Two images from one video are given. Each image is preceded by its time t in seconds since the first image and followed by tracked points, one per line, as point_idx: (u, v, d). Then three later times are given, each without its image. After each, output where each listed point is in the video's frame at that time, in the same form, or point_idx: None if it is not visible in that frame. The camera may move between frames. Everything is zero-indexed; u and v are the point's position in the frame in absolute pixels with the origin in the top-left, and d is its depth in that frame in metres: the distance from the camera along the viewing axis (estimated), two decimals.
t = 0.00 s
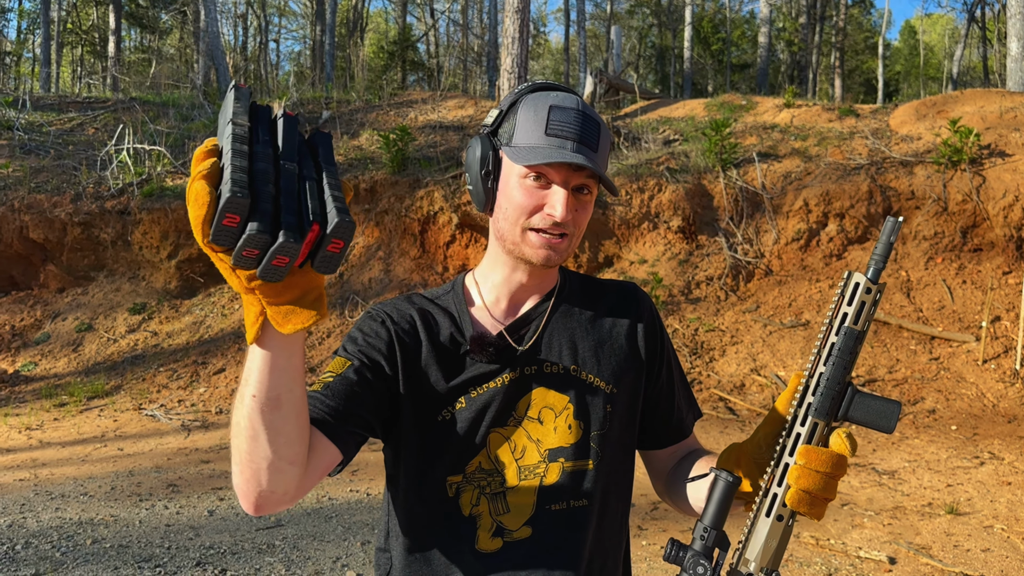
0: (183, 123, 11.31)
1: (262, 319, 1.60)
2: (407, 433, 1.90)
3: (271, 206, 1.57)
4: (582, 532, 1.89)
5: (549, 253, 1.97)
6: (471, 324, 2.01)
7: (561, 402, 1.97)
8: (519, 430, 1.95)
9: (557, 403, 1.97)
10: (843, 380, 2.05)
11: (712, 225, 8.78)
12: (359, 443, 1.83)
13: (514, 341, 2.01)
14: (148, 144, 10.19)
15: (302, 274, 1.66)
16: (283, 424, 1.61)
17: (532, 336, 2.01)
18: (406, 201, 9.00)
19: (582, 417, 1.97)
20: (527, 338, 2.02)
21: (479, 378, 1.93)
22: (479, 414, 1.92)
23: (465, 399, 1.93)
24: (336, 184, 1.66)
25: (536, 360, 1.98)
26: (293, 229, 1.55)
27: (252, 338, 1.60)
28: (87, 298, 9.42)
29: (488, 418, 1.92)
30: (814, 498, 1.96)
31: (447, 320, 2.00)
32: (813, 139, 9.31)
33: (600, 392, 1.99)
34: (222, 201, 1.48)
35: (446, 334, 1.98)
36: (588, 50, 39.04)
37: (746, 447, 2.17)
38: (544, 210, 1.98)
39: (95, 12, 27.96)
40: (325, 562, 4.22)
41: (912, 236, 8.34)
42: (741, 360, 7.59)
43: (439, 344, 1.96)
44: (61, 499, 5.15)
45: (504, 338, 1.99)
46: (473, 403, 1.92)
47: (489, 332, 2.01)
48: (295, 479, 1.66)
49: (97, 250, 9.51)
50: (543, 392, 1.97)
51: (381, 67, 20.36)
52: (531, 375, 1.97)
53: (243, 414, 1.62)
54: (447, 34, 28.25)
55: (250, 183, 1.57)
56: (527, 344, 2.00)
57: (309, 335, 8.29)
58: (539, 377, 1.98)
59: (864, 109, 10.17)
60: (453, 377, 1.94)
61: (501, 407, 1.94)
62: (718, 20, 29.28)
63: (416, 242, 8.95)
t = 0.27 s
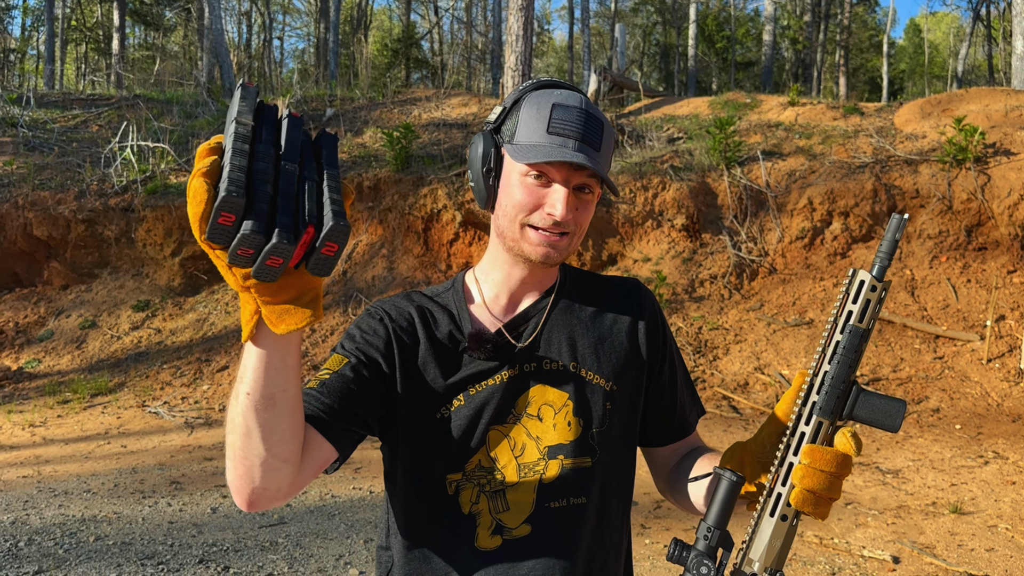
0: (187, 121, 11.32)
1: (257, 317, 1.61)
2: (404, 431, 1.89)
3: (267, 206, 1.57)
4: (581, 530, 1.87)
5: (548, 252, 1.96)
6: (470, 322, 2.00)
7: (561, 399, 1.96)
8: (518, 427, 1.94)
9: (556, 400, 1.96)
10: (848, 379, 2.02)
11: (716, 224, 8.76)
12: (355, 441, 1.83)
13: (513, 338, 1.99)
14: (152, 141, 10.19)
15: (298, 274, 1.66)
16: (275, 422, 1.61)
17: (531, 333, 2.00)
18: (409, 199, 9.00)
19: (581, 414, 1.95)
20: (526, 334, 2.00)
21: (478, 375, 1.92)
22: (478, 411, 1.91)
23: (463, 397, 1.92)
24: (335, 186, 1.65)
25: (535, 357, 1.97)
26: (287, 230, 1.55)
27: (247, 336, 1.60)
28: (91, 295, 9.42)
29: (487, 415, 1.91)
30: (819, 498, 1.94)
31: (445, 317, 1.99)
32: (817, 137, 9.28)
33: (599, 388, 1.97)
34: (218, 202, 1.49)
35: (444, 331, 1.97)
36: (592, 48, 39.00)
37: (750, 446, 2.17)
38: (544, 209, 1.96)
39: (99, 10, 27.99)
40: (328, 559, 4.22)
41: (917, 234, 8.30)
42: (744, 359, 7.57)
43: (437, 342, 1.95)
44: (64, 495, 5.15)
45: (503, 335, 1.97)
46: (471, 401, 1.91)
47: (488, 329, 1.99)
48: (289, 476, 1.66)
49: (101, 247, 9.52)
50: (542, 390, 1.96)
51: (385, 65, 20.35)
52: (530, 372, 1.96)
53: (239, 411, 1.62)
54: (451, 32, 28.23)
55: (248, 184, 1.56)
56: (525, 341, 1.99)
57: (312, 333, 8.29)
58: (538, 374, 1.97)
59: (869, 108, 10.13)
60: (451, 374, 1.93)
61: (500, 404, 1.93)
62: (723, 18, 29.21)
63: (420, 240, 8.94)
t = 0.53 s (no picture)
0: (188, 118, 11.32)
1: (252, 319, 1.59)
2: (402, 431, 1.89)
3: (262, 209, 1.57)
4: (578, 530, 1.87)
5: (542, 254, 1.96)
6: (469, 319, 2.00)
7: (559, 398, 1.95)
8: (516, 426, 1.94)
9: (554, 400, 1.96)
10: (849, 378, 2.02)
11: (717, 222, 8.75)
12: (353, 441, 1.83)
13: (512, 337, 1.99)
14: (153, 139, 10.20)
15: (292, 276, 1.66)
16: (271, 424, 1.60)
17: (529, 332, 2.00)
18: (411, 197, 8.99)
19: (579, 413, 1.95)
20: (525, 333, 2.01)
21: (477, 375, 1.92)
22: (477, 411, 1.91)
23: (461, 396, 1.92)
24: (329, 187, 1.67)
25: (534, 357, 1.97)
26: (286, 232, 1.55)
27: (243, 340, 1.59)
28: (93, 293, 9.43)
29: (485, 414, 1.91)
30: (819, 498, 1.93)
31: (444, 316, 1.99)
32: (819, 136, 9.26)
33: (597, 388, 1.97)
34: (214, 207, 1.47)
35: (443, 331, 1.97)
36: (594, 46, 38.95)
37: (750, 446, 2.16)
38: (538, 210, 1.96)
39: (101, 7, 27.96)
40: (328, 557, 4.22)
41: (919, 233, 8.29)
42: (745, 357, 7.56)
43: (435, 341, 1.96)
44: (65, 493, 5.16)
45: (502, 334, 1.98)
46: (470, 400, 1.92)
47: (486, 328, 1.99)
48: (286, 477, 1.66)
49: (102, 245, 9.53)
50: (541, 389, 1.96)
51: (387, 62, 20.33)
52: (529, 371, 1.96)
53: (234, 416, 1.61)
54: (453, 29, 28.17)
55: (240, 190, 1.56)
56: (524, 339, 1.99)
57: (313, 331, 8.31)
58: (536, 374, 1.97)
59: (871, 106, 10.11)
60: (449, 373, 1.93)
61: (499, 404, 1.93)
62: (725, 16, 29.15)
63: (421, 238, 8.94)
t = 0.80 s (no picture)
0: (188, 116, 11.31)
1: (224, 340, 1.61)
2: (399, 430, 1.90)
3: (195, 250, 1.57)
4: (574, 531, 1.87)
5: (531, 258, 1.97)
6: (467, 319, 2.00)
7: (557, 399, 1.95)
8: (514, 427, 1.94)
9: (553, 401, 1.95)
10: (898, 391, 2.02)
11: (717, 220, 8.75)
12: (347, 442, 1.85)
13: (511, 338, 2.00)
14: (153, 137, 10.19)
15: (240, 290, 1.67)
16: (252, 430, 1.61)
17: (529, 333, 2.00)
18: (411, 194, 8.99)
19: (578, 414, 1.95)
20: (524, 333, 2.01)
21: (474, 375, 1.93)
22: (474, 411, 1.91)
23: (458, 395, 1.92)
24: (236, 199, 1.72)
25: (532, 358, 1.97)
26: (232, 257, 1.58)
27: (215, 362, 1.59)
28: (92, 290, 9.43)
29: (482, 414, 1.91)
30: (858, 506, 1.92)
31: (443, 313, 1.99)
32: (820, 134, 9.25)
33: (595, 390, 1.97)
34: (163, 274, 1.44)
35: (441, 329, 1.97)
36: (594, 44, 38.92)
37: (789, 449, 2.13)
38: (527, 212, 1.96)
39: (101, 4, 27.94)
40: (328, 555, 4.23)
41: (919, 232, 8.29)
42: (745, 355, 7.56)
43: (433, 338, 1.96)
44: (65, 490, 5.17)
45: (499, 333, 1.98)
46: (468, 399, 1.92)
47: (484, 327, 2.00)
48: (275, 478, 1.68)
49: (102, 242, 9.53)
50: (539, 389, 1.96)
51: (387, 60, 20.32)
52: (527, 372, 1.96)
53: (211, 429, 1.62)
54: (453, 27, 28.14)
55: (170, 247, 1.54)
56: (523, 340, 1.99)
57: (313, 329, 8.31)
58: (534, 374, 1.97)
59: (872, 105, 10.10)
60: (446, 371, 1.93)
61: (496, 404, 1.93)
62: (726, 13, 29.10)
63: (421, 236, 8.95)
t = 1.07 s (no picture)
0: (187, 114, 11.31)
1: (191, 363, 1.63)
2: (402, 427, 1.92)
3: (147, 286, 1.57)
4: (581, 533, 1.88)
5: (542, 250, 1.97)
6: (475, 316, 2.00)
7: (565, 400, 1.95)
8: (522, 428, 1.94)
9: (561, 401, 1.95)
10: (926, 399, 1.99)
11: (717, 219, 8.75)
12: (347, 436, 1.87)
13: (520, 337, 2.00)
14: (152, 134, 10.19)
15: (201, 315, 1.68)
16: (232, 439, 1.66)
17: (537, 333, 2.00)
18: (410, 192, 8.99)
19: (586, 416, 1.96)
20: (533, 333, 2.01)
21: (481, 373, 1.93)
22: (482, 410, 1.91)
23: (466, 394, 1.92)
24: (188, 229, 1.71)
25: (541, 358, 1.97)
26: (182, 286, 1.58)
27: (186, 385, 1.62)
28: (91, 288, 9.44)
29: (490, 414, 1.91)
30: (881, 510, 1.91)
31: (448, 312, 2.00)
32: (819, 132, 9.25)
33: (603, 391, 1.98)
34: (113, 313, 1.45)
35: (445, 327, 1.97)
36: (594, 42, 38.92)
37: (811, 453, 2.11)
38: (538, 205, 1.96)
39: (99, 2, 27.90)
40: (327, 552, 4.24)
41: (918, 230, 8.30)
42: (744, 354, 7.57)
43: (436, 338, 1.96)
44: (64, 488, 5.17)
45: (508, 331, 1.99)
46: (475, 398, 1.92)
47: (493, 324, 2.00)
48: (263, 478, 1.74)
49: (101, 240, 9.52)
50: (547, 389, 1.96)
51: (386, 58, 20.30)
52: (535, 372, 1.96)
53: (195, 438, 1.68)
54: (452, 25, 28.13)
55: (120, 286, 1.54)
56: (532, 340, 1.99)
57: (312, 327, 8.33)
58: (542, 374, 1.97)
59: (871, 103, 10.10)
60: (451, 370, 1.93)
61: (504, 403, 1.93)
62: (725, 11, 29.09)
63: (420, 234, 8.95)
